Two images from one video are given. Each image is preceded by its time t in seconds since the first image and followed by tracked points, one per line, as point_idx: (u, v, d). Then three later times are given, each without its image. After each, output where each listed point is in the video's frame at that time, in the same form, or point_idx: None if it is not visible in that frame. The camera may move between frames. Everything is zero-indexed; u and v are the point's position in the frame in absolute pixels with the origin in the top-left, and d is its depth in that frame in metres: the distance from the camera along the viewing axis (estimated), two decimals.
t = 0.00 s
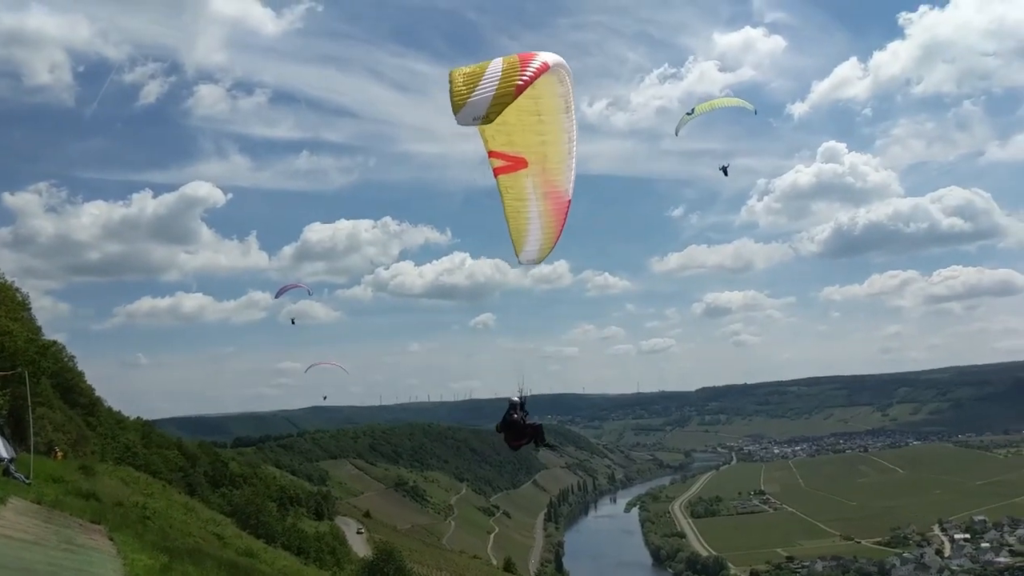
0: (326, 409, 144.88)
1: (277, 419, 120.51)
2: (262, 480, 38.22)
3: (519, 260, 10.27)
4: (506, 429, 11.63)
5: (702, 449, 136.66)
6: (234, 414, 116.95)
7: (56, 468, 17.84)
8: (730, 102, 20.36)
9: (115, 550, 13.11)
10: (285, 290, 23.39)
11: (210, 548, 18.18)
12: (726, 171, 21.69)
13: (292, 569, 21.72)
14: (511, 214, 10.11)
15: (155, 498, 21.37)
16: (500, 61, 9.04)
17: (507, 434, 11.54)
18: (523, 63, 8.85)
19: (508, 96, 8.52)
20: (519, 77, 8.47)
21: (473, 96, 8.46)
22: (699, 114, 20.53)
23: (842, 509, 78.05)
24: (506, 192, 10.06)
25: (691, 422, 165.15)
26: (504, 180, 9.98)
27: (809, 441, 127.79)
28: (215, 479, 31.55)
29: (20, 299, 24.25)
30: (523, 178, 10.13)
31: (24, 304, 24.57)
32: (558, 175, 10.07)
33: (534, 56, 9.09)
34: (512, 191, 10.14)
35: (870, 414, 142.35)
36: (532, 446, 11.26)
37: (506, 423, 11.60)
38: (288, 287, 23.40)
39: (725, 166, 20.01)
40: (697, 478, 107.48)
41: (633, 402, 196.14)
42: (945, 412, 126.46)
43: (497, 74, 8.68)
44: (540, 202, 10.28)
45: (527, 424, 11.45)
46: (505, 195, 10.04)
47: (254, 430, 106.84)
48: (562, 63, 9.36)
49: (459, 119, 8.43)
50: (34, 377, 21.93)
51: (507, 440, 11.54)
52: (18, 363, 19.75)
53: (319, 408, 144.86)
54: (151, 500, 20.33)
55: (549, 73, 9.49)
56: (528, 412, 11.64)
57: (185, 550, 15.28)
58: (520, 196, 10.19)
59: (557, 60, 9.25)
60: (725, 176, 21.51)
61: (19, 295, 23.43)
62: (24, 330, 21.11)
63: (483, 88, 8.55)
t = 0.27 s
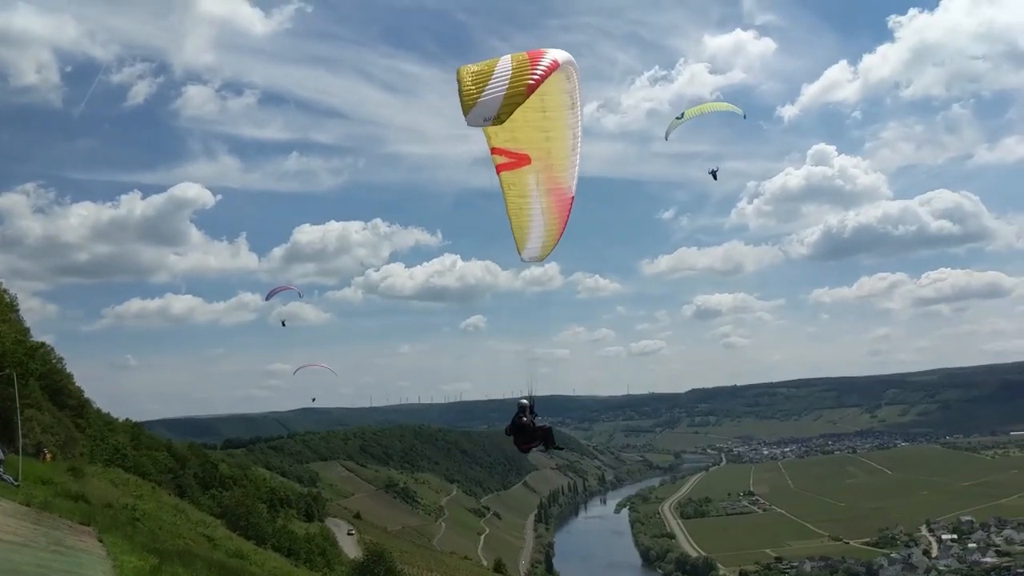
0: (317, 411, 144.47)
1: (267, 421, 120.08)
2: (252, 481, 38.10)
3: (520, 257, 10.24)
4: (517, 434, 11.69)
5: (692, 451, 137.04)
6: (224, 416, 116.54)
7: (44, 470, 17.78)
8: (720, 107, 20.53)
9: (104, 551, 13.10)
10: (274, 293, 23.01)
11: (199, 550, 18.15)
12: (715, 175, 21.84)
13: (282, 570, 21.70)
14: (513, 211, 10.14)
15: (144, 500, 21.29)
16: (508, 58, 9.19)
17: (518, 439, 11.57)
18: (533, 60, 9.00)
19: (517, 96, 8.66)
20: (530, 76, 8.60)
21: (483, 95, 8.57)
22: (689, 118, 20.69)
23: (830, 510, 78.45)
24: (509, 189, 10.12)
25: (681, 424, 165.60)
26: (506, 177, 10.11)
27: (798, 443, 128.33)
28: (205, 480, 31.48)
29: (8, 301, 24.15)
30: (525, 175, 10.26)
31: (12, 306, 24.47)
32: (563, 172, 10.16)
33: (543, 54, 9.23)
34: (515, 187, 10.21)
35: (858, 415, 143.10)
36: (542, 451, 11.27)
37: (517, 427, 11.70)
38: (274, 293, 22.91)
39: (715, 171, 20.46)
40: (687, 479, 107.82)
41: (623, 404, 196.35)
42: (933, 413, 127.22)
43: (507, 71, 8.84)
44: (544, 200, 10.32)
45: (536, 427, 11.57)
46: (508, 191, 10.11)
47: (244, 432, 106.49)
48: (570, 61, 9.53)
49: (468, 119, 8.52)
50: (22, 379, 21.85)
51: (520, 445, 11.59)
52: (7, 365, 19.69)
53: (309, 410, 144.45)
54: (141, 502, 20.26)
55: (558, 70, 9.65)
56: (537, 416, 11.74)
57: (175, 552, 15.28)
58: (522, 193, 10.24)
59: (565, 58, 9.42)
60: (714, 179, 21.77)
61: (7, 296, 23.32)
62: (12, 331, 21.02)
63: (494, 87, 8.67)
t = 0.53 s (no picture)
0: (304, 407, 143.91)
1: (255, 416, 119.55)
2: (239, 476, 37.86)
3: (525, 251, 10.40)
4: (527, 432, 12.41)
5: (680, 449, 137.42)
6: (211, 411, 115.93)
7: (31, 464, 17.57)
8: (711, 107, 20.52)
9: (91, 546, 12.96)
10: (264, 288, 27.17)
11: (187, 545, 18.00)
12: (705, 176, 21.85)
13: (270, 566, 21.56)
14: (517, 203, 10.24)
15: (131, 496, 21.08)
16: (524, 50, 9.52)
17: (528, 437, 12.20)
18: (547, 55, 9.37)
19: (530, 93, 9.14)
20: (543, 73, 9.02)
21: (496, 91, 8.95)
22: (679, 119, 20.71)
23: (817, 509, 78.84)
24: (514, 178, 10.25)
25: (669, 422, 166.03)
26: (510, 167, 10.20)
27: (786, 441, 128.90)
28: (192, 475, 31.24)
29: None
30: (529, 168, 10.33)
31: None
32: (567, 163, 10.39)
33: (557, 46, 9.64)
34: (519, 180, 10.31)
35: (846, 415, 143.90)
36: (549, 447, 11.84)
37: (525, 426, 12.44)
38: (267, 285, 27.18)
39: (702, 171, 20.29)
40: (675, 477, 108.11)
41: (612, 402, 196.58)
42: (920, 413, 127.95)
43: (520, 65, 9.21)
44: (549, 192, 10.45)
45: (546, 425, 12.33)
46: (512, 183, 10.21)
47: (232, 427, 105.95)
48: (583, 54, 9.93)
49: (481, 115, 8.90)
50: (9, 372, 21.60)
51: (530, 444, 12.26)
52: None
53: (297, 405, 143.86)
54: (128, 497, 20.07)
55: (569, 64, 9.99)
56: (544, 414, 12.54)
57: (163, 547, 15.14)
58: (526, 185, 10.35)
59: (578, 52, 9.79)
60: (704, 180, 21.79)
61: None
62: None
63: (504, 85, 9.03)
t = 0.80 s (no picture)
0: (293, 406, 143.24)
1: (243, 415, 118.89)
2: (227, 477, 37.52)
3: (528, 244, 10.81)
4: (537, 433, 12.02)
5: (669, 447, 137.66)
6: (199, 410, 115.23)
7: (14, 464, 17.27)
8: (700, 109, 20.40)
9: (76, 546, 12.73)
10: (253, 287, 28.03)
11: (174, 546, 17.75)
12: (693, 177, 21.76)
13: (257, 567, 21.31)
14: (521, 197, 10.62)
15: (117, 495, 20.76)
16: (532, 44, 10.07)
17: (538, 438, 11.80)
18: (557, 51, 9.88)
19: (543, 89, 9.59)
20: (554, 71, 9.53)
21: (508, 87, 9.47)
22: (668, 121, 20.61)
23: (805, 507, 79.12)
24: (520, 171, 10.58)
25: (658, 420, 166.35)
26: (514, 160, 10.50)
27: (774, 440, 129.39)
28: (179, 476, 30.89)
29: None
30: (533, 160, 10.72)
31: None
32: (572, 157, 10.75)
33: (566, 42, 10.19)
34: (522, 172, 10.64)
35: (834, 413, 144.61)
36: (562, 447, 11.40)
37: (535, 426, 12.05)
38: (255, 285, 27.97)
39: (691, 174, 20.20)
40: (664, 475, 108.32)
41: (601, 400, 196.71)
42: (907, 412, 128.62)
43: (531, 60, 9.68)
44: (552, 184, 10.84)
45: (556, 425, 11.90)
46: (516, 175, 10.55)
47: (220, 427, 105.31)
48: (590, 48, 10.46)
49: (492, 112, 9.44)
50: None
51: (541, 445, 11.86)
52: None
53: (285, 405, 143.20)
54: (114, 497, 19.76)
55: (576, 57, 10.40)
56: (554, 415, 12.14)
57: (149, 548, 14.91)
58: (530, 177, 10.69)
59: (586, 45, 10.33)
60: (693, 182, 21.72)
61: None
62: None
63: (516, 82, 9.51)
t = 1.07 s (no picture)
0: (283, 411, 142.46)
1: (233, 421, 118.10)
2: (216, 482, 37.19)
3: (530, 241, 11.08)
4: (548, 435, 12.00)
5: (660, 448, 137.77)
6: (188, 416, 114.46)
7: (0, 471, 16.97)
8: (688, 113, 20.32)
9: (64, 554, 12.48)
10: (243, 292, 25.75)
11: (164, 552, 17.52)
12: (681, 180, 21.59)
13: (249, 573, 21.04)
14: (524, 194, 10.88)
15: (106, 502, 20.46)
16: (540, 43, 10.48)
17: (550, 440, 11.81)
18: (568, 49, 10.23)
19: (556, 90, 9.90)
20: (568, 70, 9.88)
21: (521, 87, 9.78)
22: (656, 123, 20.51)
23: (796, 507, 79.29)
24: (524, 167, 10.84)
25: (650, 421, 166.51)
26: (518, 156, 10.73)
27: (765, 440, 129.66)
28: (168, 482, 30.54)
29: None
30: (536, 156, 10.92)
31: None
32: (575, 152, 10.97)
33: (578, 39, 10.57)
34: (525, 168, 10.88)
35: (824, 413, 145.16)
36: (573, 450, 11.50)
37: (546, 428, 12.03)
38: (245, 290, 25.71)
39: (679, 177, 20.07)
40: (656, 476, 108.37)
41: (592, 402, 196.63)
42: (897, 411, 129.13)
43: (542, 61, 10.00)
44: (555, 180, 11.05)
45: (568, 428, 11.83)
46: (519, 172, 10.81)
47: (209, 432, 104.62)
48: (600, 43, 10.84)
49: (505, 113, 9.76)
50: None
51: (553, 449, 11.85)
52: None
53: (275, 410, 142.43)
54: (103, 503, 19.48)
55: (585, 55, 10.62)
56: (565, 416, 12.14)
57: (139, 555, 14.67)
58: (532, 173, 10.92)
59: (597, 41, 10.69)
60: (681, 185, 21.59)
61: None
62: None
63: (530, 84, 9.84)
